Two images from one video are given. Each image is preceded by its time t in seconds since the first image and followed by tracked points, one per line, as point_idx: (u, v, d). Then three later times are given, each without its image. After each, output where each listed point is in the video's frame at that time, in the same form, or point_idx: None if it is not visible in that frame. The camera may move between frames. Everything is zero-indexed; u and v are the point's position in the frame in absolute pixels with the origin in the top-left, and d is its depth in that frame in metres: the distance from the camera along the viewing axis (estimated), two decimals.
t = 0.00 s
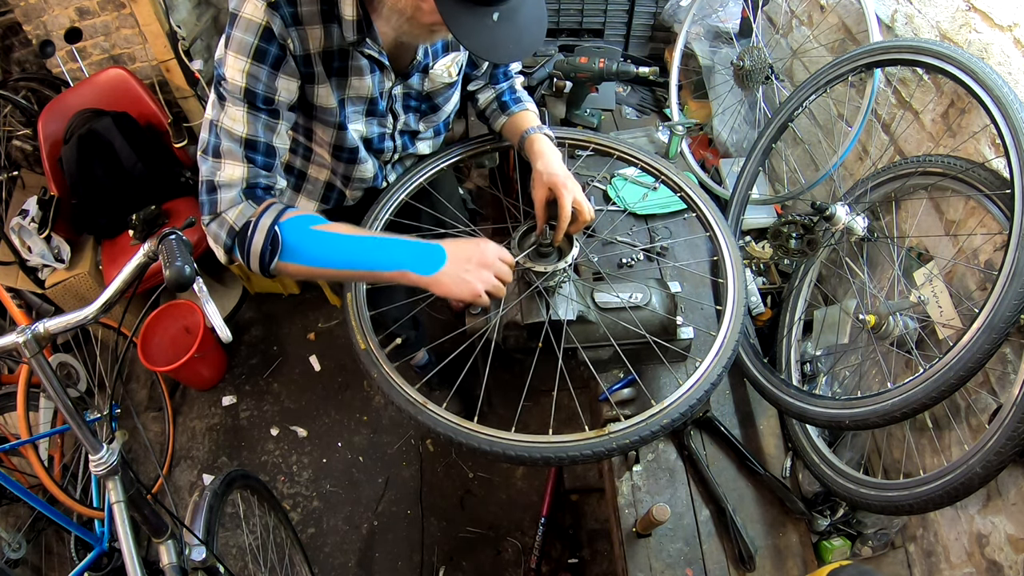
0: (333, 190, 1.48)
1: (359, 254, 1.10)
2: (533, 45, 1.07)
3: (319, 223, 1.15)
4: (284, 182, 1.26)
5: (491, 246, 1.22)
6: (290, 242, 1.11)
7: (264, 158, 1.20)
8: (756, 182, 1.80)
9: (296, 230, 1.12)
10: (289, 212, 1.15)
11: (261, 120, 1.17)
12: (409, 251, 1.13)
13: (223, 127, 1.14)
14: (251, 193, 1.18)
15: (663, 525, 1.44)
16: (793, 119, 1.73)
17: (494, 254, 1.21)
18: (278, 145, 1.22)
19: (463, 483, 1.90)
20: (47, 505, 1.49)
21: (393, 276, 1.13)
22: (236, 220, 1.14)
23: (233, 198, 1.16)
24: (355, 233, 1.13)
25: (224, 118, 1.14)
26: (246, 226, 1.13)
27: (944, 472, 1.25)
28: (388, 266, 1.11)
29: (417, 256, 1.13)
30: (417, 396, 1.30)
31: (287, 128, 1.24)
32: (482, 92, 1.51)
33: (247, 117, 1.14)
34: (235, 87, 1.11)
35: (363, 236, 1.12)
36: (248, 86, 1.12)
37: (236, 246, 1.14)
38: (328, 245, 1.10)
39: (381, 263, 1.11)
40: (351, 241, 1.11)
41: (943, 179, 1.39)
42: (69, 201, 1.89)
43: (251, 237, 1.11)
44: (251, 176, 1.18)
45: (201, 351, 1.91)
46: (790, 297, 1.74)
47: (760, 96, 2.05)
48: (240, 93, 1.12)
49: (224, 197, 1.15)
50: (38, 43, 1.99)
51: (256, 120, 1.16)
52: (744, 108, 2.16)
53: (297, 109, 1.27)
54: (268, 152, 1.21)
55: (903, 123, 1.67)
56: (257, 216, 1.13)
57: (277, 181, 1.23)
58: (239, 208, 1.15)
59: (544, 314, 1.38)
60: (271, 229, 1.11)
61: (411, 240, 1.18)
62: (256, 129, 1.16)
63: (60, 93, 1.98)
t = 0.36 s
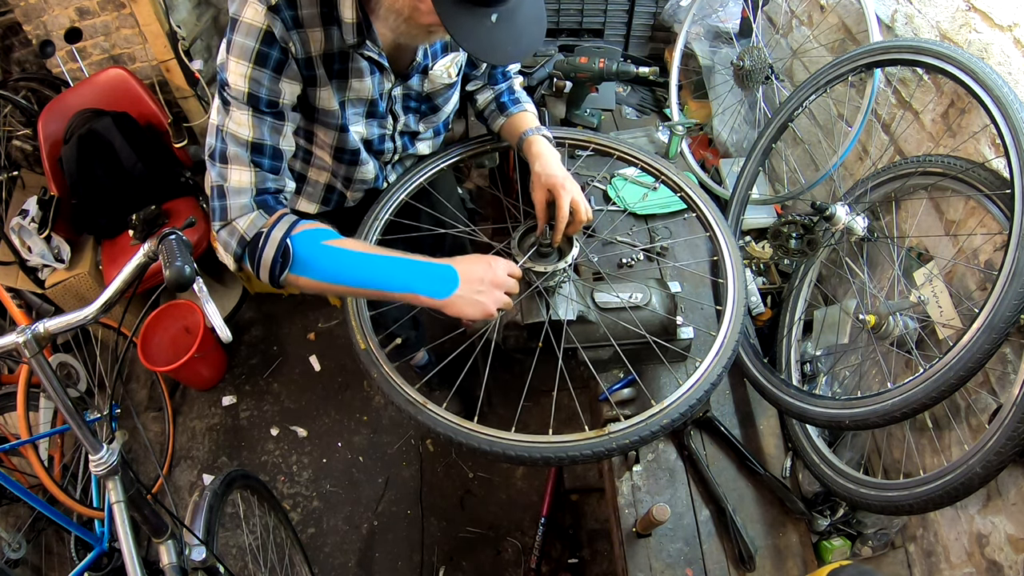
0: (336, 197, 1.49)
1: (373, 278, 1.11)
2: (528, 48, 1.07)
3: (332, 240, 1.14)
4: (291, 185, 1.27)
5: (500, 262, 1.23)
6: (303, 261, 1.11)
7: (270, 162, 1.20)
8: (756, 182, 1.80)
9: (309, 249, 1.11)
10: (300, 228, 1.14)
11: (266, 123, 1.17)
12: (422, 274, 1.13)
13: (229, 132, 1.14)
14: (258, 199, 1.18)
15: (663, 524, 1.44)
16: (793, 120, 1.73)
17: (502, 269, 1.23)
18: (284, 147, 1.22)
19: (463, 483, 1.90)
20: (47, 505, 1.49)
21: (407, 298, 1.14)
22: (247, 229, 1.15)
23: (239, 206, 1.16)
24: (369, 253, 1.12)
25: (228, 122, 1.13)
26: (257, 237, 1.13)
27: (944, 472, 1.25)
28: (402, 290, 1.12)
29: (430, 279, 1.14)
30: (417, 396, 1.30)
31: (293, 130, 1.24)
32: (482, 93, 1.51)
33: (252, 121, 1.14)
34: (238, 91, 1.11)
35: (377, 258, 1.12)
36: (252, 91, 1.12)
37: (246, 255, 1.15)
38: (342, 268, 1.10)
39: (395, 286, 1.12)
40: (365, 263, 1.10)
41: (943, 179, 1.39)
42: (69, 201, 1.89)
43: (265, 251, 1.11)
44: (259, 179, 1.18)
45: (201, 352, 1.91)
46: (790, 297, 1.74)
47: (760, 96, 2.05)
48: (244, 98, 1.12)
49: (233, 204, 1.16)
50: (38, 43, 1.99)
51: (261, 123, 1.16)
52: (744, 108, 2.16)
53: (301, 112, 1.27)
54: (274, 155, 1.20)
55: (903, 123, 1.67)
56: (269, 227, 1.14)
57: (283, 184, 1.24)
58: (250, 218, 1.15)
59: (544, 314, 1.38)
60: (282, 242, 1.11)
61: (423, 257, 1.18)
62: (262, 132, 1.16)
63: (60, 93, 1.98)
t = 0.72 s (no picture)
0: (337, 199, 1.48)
1: (373, 281, 1.11)
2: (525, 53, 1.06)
3: (335, 245, 1.15)
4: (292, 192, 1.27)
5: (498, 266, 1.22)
6: (303, 267, 1.11)
7: (270, 171, 1.21)
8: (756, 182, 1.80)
9: (308, 254, 1.11)
10: (299, 234, 1.14)
11: (266, 132, 1.17)
12: (421, 276, 1.13)
13: (228, 142, 1.14)
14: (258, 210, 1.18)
15: (663, 525, 1.44)
16: (793, 120, 1.73)
17: (498, 272, 1.22)
18: (284, 156, 1.22)
19: (463, 483, 1.90)
20: (47, 505, 1.48)
21: (407, 302, 1.14)
22: (246, 238, 1.15)
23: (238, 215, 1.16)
24: (368, 258, 1.13)
25: (228, 133, 1.14)
26: (257, 245, 1.13)
27: (944, 472, 1.25)
28: (402, 293, 1.12)
29: (429, 281, 1.14)
30: (417, 396, 1.30)
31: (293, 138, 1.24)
32: (480, 91, 1.50)
33: (251, 132, 1.15)
34: (237, 101, 1.11)
35: (376, 261, 1.12)
36: (251, 102, 1.12)
37: (247, 264, 1.15)
38: (341, 272, 1.10)
39: (395, 290, 1.11)
40: (365, 267, 1.11)
41: (943, 178, 1.39)
42: (69, 201, 1.89)
43: (268, 259, 1.11)
44: (260, 189, 1.19)
45: (201, 351, 1.91)
46: (790, 297, 1.74)
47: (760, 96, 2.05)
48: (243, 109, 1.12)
49: (233, 215, 1.16)
50: (38, 43, 1.99)
51: (261, 133, 1.16)
52: (744, 107, 2.16)
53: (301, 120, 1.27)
54: (273, 164, 1.20)
55: (903, 123, 1.67)
56: (269, 234, 1.14)
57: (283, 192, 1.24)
58: (250, 226, 1.15)
59: (544, 313, 1.38)
60: (281, 249, 1.11)
61: (421, 261, 1.18)
62: (262, 141, 1.17)
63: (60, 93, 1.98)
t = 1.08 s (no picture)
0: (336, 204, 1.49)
1: (344, 282, 1.08)
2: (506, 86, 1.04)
3: (312, 245, 1.14)
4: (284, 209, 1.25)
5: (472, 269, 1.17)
6: (280, 273, 1.10)
7: (259, 193, 1.20)
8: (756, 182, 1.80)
9: (284, 259, 1.10)
10: (277, 239, 1.13)
11: (256, 157, 1.18)
12: (390, 276, 1.09)
13: (219, 166, 1.15)
14: (244, 222, 1.18)
15: (663, 525, 1.45)
16: (793, 120, 1.73)
17: (471, 274, 1.16)
18: (274, 179, 1.23)
19: (463, 483, 1.90)
20: (47, 505, 1.48)
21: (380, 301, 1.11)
22: (231, 247, 1.16)
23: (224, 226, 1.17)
24: (339, 258, 1.10)
25: (219, 157, 1.15)
26: (239, 252, 1.14)
27: (943, 472, 1.25)
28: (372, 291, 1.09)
29: (398, 280, 1.09)
30: (417, 396, 1.30)
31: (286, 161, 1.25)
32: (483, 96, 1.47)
33: (241, 156, 1.16)
34: (229, 124, 1.12)
35: (346, 261, 1.09)
36: (242, 124, 1.13)
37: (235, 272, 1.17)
38: (315, 275, 1.08)
39: (361, 287, 1.08)
40: (333, 266, 1.08)
41: (942, 178, 1.39)
42: (69, 201, 1.89)
43: (247, 263, 1.13)
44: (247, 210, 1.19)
45: (201, 352, 1.91)
46: (790, 297, 1.74)
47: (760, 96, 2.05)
48: (234, 131, 1.13)
49: (220, 228, 1.17)
50: (38, 43, 1.99)
51: (250, 157, 1.17)
52: (744, 107, 2.16)
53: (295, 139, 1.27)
54: (263, 184, 1.20)
55: (903, 124, 1.67)
56: (249, 242, 1.14)
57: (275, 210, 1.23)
58: (231, 234, 1.16)
59: (544, 313, 1.39)
60: (260, 255, 1.12)
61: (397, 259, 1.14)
62: (251, 166, 1.18)
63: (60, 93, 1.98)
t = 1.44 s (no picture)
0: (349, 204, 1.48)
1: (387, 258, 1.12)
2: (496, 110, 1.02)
3: (348, 227, 1.16)
4: (316, 201, 1.25)
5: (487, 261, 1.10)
6: (329, 262, 1.15)
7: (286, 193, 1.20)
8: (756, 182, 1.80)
9: (326, 249, 1.14)
10: (315, 230, 1.17)
11: (275, 168, 1.18)
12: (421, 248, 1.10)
13: (245, 181, 1.17)
14: (282, 224, 1.19)
15: (663, 524, 1.45)
16: (793, 120, 1.73)
17: (488, 267, 1.10)
18: (298, 184, 1.21)
19: (463, 483, 1.90)
20: (47, 505, 1.48)
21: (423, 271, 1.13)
22: (277, 248, 1.20)
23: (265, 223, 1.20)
24: (375, 237, 1.12)
25: (243, 173, 1.17)
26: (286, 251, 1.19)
27: (943, 472, 1.25)
28: (413, 263, 1.12)
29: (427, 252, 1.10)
30: (418, 397, 1.30)
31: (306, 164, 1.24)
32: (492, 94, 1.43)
33: (260, 170, 1.17)
34: (243, 139, 1.13)
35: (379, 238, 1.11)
36: (247, 135, 1.13)
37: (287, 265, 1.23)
38: (360, 258, 1.13)
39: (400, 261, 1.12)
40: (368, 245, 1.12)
41: (942, 178, 1.39)
42: (68, 201, 1.89)
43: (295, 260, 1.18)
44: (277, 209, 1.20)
45: (201, 352, 1.91)
46: (790, 297, 1.74)
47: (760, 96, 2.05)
48: (250, 143, 1.14)
49: (262, 231, 1.20)
50: (38, 43, 1.99)
51: (269, 170, 1.17)
52: (744, 107, 2.16)
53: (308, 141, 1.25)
54: (288, 188, 1.20)
55: (903, 124, 1.67)
56: (290, 238, 1.18)
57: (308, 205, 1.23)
58: (274, 236, 1.19)
59: (543, 314, 1.39)
60: (303, 249, 1.16)
61: (423, 230, 1.12)
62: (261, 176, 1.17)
63: (61, 93, 1.98)
